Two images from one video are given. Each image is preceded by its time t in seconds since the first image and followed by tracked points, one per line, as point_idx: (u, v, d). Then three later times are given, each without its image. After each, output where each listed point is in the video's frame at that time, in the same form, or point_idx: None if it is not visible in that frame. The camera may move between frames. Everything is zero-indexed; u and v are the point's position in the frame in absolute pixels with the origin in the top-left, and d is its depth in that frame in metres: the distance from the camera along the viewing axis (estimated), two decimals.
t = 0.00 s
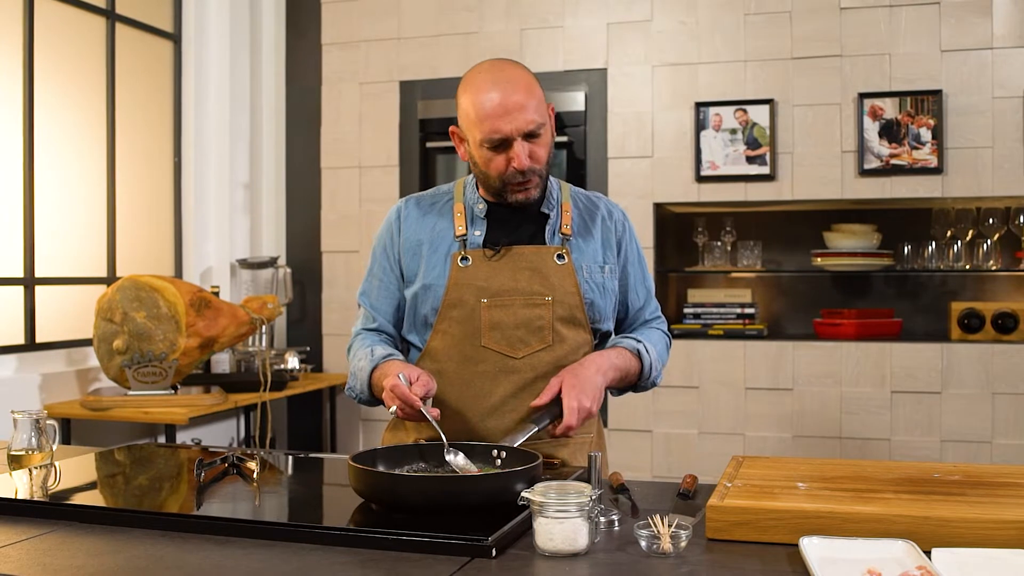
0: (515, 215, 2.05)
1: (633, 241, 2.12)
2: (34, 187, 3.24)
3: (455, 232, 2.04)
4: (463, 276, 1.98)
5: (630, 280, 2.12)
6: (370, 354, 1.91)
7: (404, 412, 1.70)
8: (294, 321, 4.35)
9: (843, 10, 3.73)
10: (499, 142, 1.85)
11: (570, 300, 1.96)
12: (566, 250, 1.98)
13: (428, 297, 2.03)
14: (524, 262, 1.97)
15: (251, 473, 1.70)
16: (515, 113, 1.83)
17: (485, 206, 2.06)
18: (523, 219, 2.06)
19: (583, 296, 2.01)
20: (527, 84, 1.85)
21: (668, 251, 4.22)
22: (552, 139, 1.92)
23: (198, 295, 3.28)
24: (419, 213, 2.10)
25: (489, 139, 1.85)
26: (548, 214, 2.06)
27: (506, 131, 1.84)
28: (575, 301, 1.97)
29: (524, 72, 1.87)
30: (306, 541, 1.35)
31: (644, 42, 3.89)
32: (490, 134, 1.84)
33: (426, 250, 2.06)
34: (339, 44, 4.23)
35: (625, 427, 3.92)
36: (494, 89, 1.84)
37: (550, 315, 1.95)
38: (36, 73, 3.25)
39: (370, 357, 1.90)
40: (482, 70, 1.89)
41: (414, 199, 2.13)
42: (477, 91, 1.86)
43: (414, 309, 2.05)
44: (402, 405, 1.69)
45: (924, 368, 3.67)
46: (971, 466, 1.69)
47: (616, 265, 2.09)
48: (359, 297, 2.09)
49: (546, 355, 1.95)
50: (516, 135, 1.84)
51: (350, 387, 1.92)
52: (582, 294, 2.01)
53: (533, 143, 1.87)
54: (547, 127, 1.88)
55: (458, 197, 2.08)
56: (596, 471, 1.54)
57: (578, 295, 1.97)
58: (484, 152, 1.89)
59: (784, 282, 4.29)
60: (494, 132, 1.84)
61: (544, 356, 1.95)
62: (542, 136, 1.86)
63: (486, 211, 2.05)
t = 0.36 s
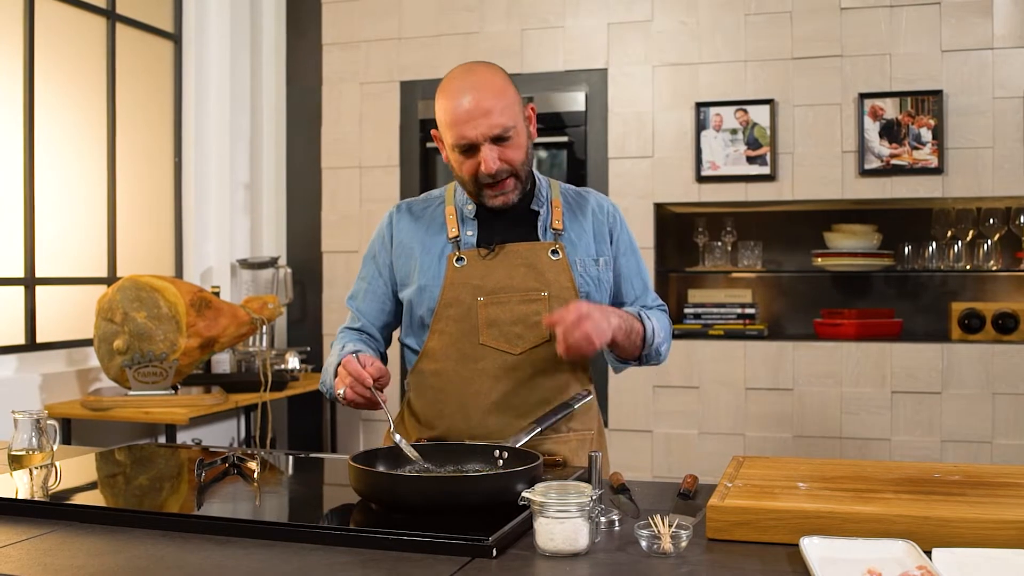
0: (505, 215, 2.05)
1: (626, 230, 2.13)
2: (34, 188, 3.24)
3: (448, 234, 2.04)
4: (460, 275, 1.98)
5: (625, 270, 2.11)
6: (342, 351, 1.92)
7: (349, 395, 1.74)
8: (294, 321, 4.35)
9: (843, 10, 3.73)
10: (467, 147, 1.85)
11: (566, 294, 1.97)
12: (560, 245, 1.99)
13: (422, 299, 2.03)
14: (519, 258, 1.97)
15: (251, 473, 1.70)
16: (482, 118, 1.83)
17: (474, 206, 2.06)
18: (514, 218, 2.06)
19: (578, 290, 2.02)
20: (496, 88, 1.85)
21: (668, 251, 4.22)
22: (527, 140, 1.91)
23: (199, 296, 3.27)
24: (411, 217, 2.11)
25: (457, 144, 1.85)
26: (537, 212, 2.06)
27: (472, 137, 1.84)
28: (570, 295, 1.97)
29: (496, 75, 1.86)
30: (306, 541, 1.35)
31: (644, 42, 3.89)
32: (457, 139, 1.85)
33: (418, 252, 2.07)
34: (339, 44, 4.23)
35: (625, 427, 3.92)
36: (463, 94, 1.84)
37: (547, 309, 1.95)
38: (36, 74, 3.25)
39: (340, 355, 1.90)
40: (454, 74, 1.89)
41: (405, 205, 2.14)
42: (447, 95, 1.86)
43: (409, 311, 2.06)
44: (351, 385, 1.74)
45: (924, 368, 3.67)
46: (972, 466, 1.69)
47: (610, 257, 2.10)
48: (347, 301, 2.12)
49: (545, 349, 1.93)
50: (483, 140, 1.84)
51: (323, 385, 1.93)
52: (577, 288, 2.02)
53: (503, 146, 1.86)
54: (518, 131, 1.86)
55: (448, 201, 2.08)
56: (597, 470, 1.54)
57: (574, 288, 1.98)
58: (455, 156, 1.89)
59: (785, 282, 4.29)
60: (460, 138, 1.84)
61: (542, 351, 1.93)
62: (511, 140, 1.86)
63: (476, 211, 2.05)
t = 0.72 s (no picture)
0: (501, 215, 2.06)
1: (621, 231, 2.12)
2: (34, 187, 3.24)
3: (442, 235, 2.05)
4: (454, 276, 1.97)
5: (622, 271, 2.11)
6: (328, 350, 1.93)
7: (342, 405, 1.72)
8: (294, 321, 4.35)
9: (843, 11, 3.73)
10: (451, 141, 1.86)
11: (562, 294, 1.96)
12: (555, 245, 1.98)
13: (416, 299, 2.03)
14: (515, 257, 1.96)
15: (251, 473, 1.70)
16: (467, 114, 1.83)
17: (468, 206, 2.06)
18: (509, 217, 2.06)
19: (573, 288, 2.01)
20: (486, 85, 1.84)
21: (668, 251, 4.22)
22: (515, 141, 1.90)
23: (199, 296, 3.27)
24: (406, 218, 2.11)
25: (441, 137, 1.86)
26: (532, 212, 2.07)
27: (456, 132, 1.84)
28: (565, 295, 1.96)
29: (488, 72, 1.86)
30: (307, 541, 1.35)
31: (644, 43, 3.90)
32: (442, 133, 1.85)
33: (413, 253, 2.06)
34: (340, 45, 4.23)
35: (625, 427, 3.92)
36: (451, 88, 1.84)
37: (543, 310, 1.94)
38: (36, 74, 3.25)
39: (327, 354, 1.90)
40: (450, 66, 1.89)
41: (400, 206, 2.14)
42: (439, 87, 1.86)
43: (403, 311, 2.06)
44: (346, 396, 1.72)
45: (924, 369, 3.67)
46: (971, 466, 1.69)
47: (605, 257, 2.09)
48: (339, 300, 2.12)
49: (539, 349, 1.93)
50: (466, 135, 1.84)
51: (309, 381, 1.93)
52: (572, 286, 2.01)
53: (487, 144, 1.86)
54: (504, 129, 1.86)
55: (443, 202, 2.08)
56: (598, 471, 1.54)
57: (569, 288, 1.97)
58: (441, 148, 1.89)
59: (785, 283, 4.30)
60: (444, 131, 1.85)
61: (536, 351, 1.93)
62: (496, 139, 1.85)
63: (470, 211, 2.06)
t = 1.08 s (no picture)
0: (506, 217, 2.06)
1: (624, 244, 2.13)
2: (34, 188, 3.24)
3: (446, 235, 2.05)
4: (456, 277, 1.97)
5: (622, 283, 2.12)
6: (323, 345, 1.93)
7: (332, 402, 1.72)
8: (294, 322, 4.35)
9: (843, 12, 3.73)
10: (468, 141, 1.86)
11: (563, 298, 1.96)
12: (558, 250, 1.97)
13: (418, 299, 2.04)
14: (516, 260, 1.96)
15: (251, 475, 1.70)
16: (488, 115, 1.83)
17: (473, 207, 2.07)
18: (513, 220, 2.06)
19: (575, 293, 2.01)
20: (505, 86, 1.85)
21: (668, 252, 4.22)
22: (531, 144, 1.91)
23: (200, 296, 3.27)
24: (411, 216, 2.11)
25: (458, 137, 1.86)
26: (537, 216, 2.07)
27: (474, 132, 1.84)
28: (566, 300, 1.96)
29: (507, 75, 1.87)
30: (307, 542, 1.35)
31: (645, 44, 3.90)
32: (460, 133, 1.85)
33: (415, 252, 2.07)
34: (340, 46, 4.23)
35: (625, 428, 3.92)
36: (471, 88, 1.84)
37: (543, 313, 1.94)
38: (36, 75, 3.25)
39: (320, 348, 1.91)
40: (468, 67, 1.89)
41: (405, 204, 2.15)
42: (457, 87, 1.86)
43: (404, 309, 2.07)
44: (335, 392, 1.72)
45: (925, 370, 3.67)
46: (972, 468, 1.69)
47: (606, 267, 2.10)
48: (338, 295, 2.12)
49: (539, 353, 1.93)
50: (485, 136, 1.84)
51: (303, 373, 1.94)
52: (573, 291, 2.01)
53: (504, 146, 1.86)
54: (522, 133, 1.86)
55: (448, 202, 2.09)
56: (598, 473, 1.54)
57: (570, 293, 1.97)
58: (457, 149, 1.89)
59: (785, 284, 4.29)
60: (462, 132, 1.85)
61: (536, 354, 1.93)
62: (514, 141, 1.86)
63: (475, 212, 2.06)
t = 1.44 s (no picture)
0: (508, 218, 2.06)
1: (626, 247, 2.13)
2: (34, 188, 3.24)
3: (449, 235, 2.05)
4: (457, 277, 1.97)
5: (624, 286, 2.12)
6: (324, 343, 1.93)
7: (337, 401, 1.72)
8: (294, 322, 4.35)
9: (843, 12, 3.73)
10: (469, 138, 1.86)
11: (563, 300, 1.96)
12: (560, 252, 1.98)
13: (419, 298, 2.03)
14: (517, 261, 1.96)
15: (251, 475, 1.70)
16: (487, 111, 1.83)
17: (476, 207, 2.06)
18: (515, 221, 2.06)
19: (576, 295, 2.01)
20: (504, 82, 1.85)
21: (668, 252, 4.22)
22: (531, 142, 1.91)
23: (199, 296, 3.27)
24: (413, 215, 2.11)
25: (459, 134, 1.86)
26: (541, 217, 2.07)
27: (474, 129, 1.84)
28: (567, 301, 1.96)
29: (507, 72, 1.87)
30: (307, 543, 1.35)
31: (645, 44, 3.90)
32: (460, 130, 1.86)
33: (418, 251, 2.07)
34: (340, 46, 4.23)
35: (625, 429, 3.92)
36: (470, 86, 1.85)
37: (544, 315, 1.94)
38: (36, 75, 3.25)
39: (321, 345, 1.92)
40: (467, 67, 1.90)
41: (408, 204, 2.15)
42: (457, 86, 1.87)
43: (405, 309, 2.06)
44: (340, 391, 1.72)
45: (924, 371, 3.67)
46: (972, 468, 1.69)
47: (608, 270, 2.10)
48: (339, 293, 2.12)
49: (539, 354, 1.93)
50: (484, 132, 1.84)
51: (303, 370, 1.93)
52: (575, 294, 2.01)
53: (504, 142, 1.86)
54: (521, 129, 1.86)
55: (451, 201, 2.09)
56: (598, 473, 1.54)
57: (571, 295, 1.96)
58: (458, 146, 1.89)
59: (785, 284, 4.29)
60: (463, 128, 1.85)
61: (536, 355, 1.93)
62: (514, 137, 1.86)
63: (478, 212, 2.06)
